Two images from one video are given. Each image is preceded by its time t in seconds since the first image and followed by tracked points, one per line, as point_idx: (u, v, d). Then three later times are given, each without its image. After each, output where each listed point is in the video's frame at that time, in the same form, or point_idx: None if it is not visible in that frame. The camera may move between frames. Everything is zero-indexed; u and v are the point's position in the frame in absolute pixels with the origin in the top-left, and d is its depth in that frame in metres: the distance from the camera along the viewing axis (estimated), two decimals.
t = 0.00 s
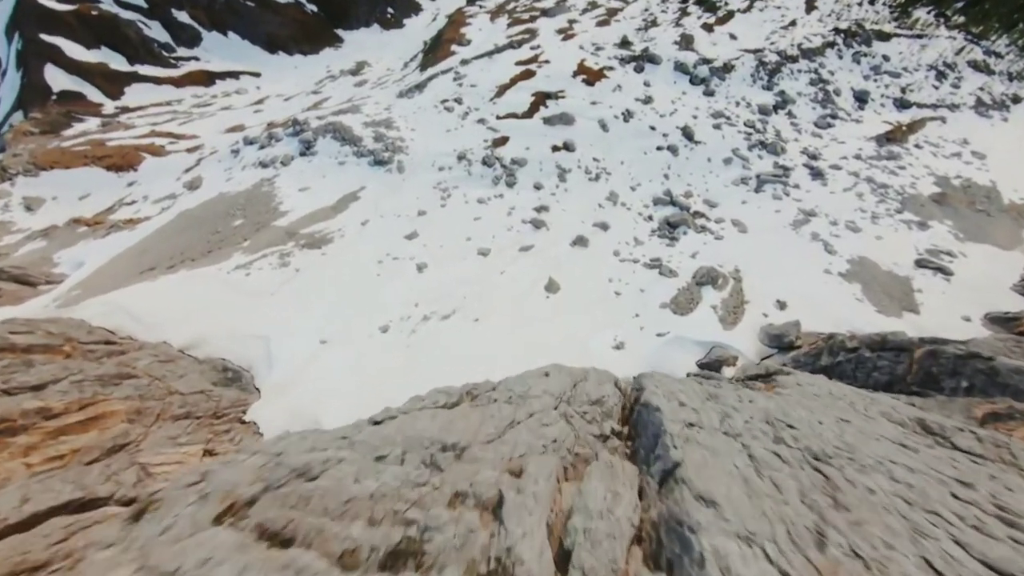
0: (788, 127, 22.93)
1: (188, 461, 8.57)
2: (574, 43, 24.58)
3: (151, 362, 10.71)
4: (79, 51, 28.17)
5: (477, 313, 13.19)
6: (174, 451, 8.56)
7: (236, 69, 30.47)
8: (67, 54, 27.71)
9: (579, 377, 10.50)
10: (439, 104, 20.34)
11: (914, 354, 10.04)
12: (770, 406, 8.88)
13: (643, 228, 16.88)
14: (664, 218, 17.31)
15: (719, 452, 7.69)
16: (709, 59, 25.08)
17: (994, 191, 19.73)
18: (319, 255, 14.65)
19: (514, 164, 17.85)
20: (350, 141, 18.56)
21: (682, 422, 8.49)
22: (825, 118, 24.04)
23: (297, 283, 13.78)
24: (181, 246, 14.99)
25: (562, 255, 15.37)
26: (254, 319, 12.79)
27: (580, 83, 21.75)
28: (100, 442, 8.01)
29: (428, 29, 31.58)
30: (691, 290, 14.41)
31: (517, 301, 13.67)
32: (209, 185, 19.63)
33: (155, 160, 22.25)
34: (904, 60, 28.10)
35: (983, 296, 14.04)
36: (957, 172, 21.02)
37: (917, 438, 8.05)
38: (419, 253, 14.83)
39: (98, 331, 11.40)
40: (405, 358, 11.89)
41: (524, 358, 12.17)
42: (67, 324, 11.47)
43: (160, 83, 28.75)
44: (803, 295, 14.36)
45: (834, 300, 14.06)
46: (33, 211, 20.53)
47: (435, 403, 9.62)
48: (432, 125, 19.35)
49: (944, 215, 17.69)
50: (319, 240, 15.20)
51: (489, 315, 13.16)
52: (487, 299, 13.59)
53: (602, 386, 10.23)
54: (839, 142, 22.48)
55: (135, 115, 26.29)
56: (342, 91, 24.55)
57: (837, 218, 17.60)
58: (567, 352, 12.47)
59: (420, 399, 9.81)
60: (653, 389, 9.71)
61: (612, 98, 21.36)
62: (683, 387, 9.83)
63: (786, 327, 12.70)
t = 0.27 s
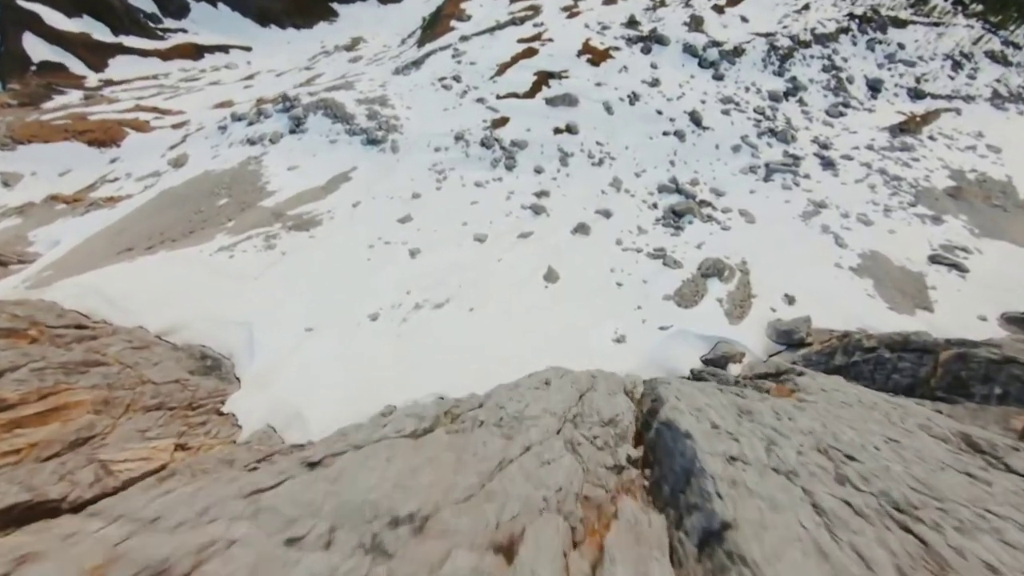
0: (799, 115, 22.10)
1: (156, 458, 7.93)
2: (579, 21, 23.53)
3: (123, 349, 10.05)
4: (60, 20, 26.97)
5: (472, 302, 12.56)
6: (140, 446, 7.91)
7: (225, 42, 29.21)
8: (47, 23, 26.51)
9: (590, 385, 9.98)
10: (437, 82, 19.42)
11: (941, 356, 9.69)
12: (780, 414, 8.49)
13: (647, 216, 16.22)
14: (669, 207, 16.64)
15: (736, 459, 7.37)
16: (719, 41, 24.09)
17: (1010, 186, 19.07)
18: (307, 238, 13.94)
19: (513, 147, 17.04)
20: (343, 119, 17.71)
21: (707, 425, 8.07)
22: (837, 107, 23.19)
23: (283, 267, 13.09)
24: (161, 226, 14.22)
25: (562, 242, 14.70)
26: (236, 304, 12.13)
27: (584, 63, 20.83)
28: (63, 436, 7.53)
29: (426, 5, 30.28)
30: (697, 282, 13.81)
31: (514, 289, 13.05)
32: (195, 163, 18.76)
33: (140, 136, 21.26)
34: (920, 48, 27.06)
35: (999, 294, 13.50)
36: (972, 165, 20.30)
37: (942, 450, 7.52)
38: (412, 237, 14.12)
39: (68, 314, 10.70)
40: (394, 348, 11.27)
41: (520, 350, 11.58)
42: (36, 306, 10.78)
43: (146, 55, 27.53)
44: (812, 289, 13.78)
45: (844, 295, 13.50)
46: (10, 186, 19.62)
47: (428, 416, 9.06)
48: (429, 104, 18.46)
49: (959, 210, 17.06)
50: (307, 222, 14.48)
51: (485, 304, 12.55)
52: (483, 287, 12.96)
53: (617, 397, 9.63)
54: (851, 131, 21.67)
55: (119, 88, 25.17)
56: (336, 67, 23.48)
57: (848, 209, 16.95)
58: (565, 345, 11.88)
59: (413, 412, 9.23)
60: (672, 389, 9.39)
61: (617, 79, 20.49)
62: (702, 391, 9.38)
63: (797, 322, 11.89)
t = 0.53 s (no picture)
0: (809, 103, 21.37)
1: (125, 453, 7.59)
2: None
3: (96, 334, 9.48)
4: None
5: (467, 291, 11.99)
6: (108, 441, 7.55)
7: (216, 16, 28.09)
8: None
9: (599, 400, 8.41)
10: (434, 60, 18.59)
11: (965, 360, 9.06)
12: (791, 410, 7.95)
13: (651, 205, 15.66)
14: (674, 196, 16.07)
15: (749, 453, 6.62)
16: (729, 24, 23.19)
17: None
18: (295, 221, 13.31)
19: (514, 130, 16.37)
20: (335, 97, 16.95)
21: (751, 460, 6.41)
22: (849, 96, 22.42)
23: (270, 251, 12.48)
24: (142, 206, 13.54)
25: (562, 230, 14.13)
26: (219, 289, 11.56)
27: (589, 43, 20.00)
28: (27, 428, 7.20)
29: None
30: (702, 274, 13.27)
31: (512, 279, 12.48)
32: (181, 141, 17.97)
33: (124, 111, 20.30)
34: (936, 37, 26.18)
35: (1014, 293, 13.02)
36: (987, 159, 19.67)
37: (997, 476, 6.64)
38: (405, 223, 13.52)
39: (39, 297, 10.10)
40: (384, 338, 10.72)
41: (516, 342, 11.06)
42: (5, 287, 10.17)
43: (133, 28, 26.44)
44: (820, 284, 13.28)
45: (854, 291, 13.01)
46: None
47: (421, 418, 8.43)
48: (426, 83, 17.67)
49: (973, 205, 16.49)
50: (296, 204, 13.84)
51: (481, 294, 11.97)
52: (479, 276, 12.39)
53: (633, 415, 8.00)
54: (862, 121, 20.96)
55: (103, 63, 24.15)
56: (330, 43, 22.50)
57: (858, 202, 16.38)
58: (563, 338, 11.35)
59: (406, 415, 8.59)
60: (690, 398, 7.90)
61: (623, 61, 19.74)
62: (727, 404, 7.97)
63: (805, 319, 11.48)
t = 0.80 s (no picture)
0: (822, 91, 20.56)
1: (84, 452, 6.99)
2: None
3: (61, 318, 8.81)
4: None
5: (462, 278, 11.35)
6: (64, 439, 6.95)
7: None
8: None
9: (620, 433, 6.54)
10: (432, 35, 17.66)
11: (1001, 368, 8.65)
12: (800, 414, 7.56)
13: (656, 192, 15.12)
14: (681, 183, 15.46)
15: (762, 445, 6.13)
16: (741, 5, 22.21)
17: None
18: (281, 202, 12.63)
19: (517, 112, 15.78)
20: (327, 73, 16.09)
21: (840, 539, 4.80)
22: (864, 84, 21.57)
23: (255, 234, 11.82)
24: (118, 183, 12.75)
25: (563, 218, 13.49)
26: (199, 272, 10.90)
27: (595, 21, 19.15)
28: None
29: None
30: (709, 267, 12.65)
31: (509, 266, 11.85)
32: (164, 116, 17.05)
33: (105, 84, 19.22)
34: (955, 24, 25.08)
35: None
36: (1005, 153, 18.96)
37: None
38: (398, 206, 12.82)
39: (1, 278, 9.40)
40: (372, 327, 10.10)
41: (513, 334, 10.44)
42: None
43: None
44: (831, 280, 12.70)
45: (868, 288, 12.43)
46: None
47: (408, 418, 7.97)
48: (424, 59, 16.80)
49: (991, 200, 15.85)
50: (283, 183, 13.11)
51: (477, 282, 11.33)
52: (475, 262, 11.76)
53: (664, 461, 6.14)
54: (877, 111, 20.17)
55: (85, 33, 22.98)
56: (323, 16, 21.40)
57: (872, 194, 15.73)
58: (562, 331, 10.74)
59: (390, 414, 8.06)
60: (730, 428, 6.39)
61: (630, 41, 18.97)
62: (777, 438, 6.45)
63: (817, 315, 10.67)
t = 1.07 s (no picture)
0: (838, 80, 19.73)
1: (37, 455, 6.36)
2: None
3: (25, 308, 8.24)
4: None
5: (456, 269, 10.72)
6: (15, 441, 6.34)
7: None
8: None
9: (660, 505, 5.28)
10: (432, 13, 16.80)
11: None
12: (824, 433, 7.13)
13: (664, 183, 14.52)
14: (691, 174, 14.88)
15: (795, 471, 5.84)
16: None
17: None
18: (268, 185, 11.96)
19: (520, 95, 15.12)
20: (320, 51, 15.29)
21: None
22: (881, 75, 20.73)
23: (240, 220, 11.17)
24: (95, 163, 12.02)
25: (566, 208, 12.84)
26: (177, 259, 10.24)
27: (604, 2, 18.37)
28: None
29: None
30: (718, 263, 12.00)
31: (508, 257, 11.19)
32: (148, 93, 16.21)
33: (89, 60, 18.33)
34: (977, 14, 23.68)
35: None
36: None
37: None
38: (391, 192, 12.13)
39: None
40: (361, 321, 9.47)
41: (509, 331, 9.79)
42: None
43: None
44: (846, 278, 12.06)
45: (885, 288, 11.81)
46: None
47: (394, 423, 7.60)
48: (423, 38, 16.00)
49: (1013, 199, 15.16)
50: (271, 166, 12.40)
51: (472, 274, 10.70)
52: (472, 253, 11.09)
53: (724, 555, 4.76)
54: (894, 103, 19.37)
55: (70, 5, 21.97)
56: None
57: (888, 189, 15.05)
58: (561, 328, 10.09)
59: (374, 418, 7.69)
60: (799, 493, 5.48)
61: (639, 24, 18.24)
62: (864, 506, 5.38)
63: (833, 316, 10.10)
